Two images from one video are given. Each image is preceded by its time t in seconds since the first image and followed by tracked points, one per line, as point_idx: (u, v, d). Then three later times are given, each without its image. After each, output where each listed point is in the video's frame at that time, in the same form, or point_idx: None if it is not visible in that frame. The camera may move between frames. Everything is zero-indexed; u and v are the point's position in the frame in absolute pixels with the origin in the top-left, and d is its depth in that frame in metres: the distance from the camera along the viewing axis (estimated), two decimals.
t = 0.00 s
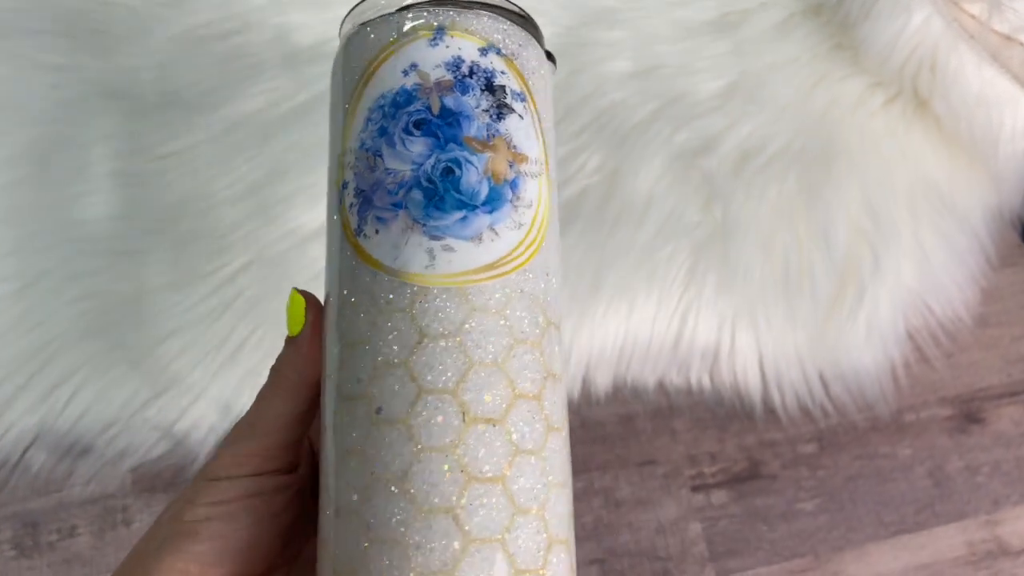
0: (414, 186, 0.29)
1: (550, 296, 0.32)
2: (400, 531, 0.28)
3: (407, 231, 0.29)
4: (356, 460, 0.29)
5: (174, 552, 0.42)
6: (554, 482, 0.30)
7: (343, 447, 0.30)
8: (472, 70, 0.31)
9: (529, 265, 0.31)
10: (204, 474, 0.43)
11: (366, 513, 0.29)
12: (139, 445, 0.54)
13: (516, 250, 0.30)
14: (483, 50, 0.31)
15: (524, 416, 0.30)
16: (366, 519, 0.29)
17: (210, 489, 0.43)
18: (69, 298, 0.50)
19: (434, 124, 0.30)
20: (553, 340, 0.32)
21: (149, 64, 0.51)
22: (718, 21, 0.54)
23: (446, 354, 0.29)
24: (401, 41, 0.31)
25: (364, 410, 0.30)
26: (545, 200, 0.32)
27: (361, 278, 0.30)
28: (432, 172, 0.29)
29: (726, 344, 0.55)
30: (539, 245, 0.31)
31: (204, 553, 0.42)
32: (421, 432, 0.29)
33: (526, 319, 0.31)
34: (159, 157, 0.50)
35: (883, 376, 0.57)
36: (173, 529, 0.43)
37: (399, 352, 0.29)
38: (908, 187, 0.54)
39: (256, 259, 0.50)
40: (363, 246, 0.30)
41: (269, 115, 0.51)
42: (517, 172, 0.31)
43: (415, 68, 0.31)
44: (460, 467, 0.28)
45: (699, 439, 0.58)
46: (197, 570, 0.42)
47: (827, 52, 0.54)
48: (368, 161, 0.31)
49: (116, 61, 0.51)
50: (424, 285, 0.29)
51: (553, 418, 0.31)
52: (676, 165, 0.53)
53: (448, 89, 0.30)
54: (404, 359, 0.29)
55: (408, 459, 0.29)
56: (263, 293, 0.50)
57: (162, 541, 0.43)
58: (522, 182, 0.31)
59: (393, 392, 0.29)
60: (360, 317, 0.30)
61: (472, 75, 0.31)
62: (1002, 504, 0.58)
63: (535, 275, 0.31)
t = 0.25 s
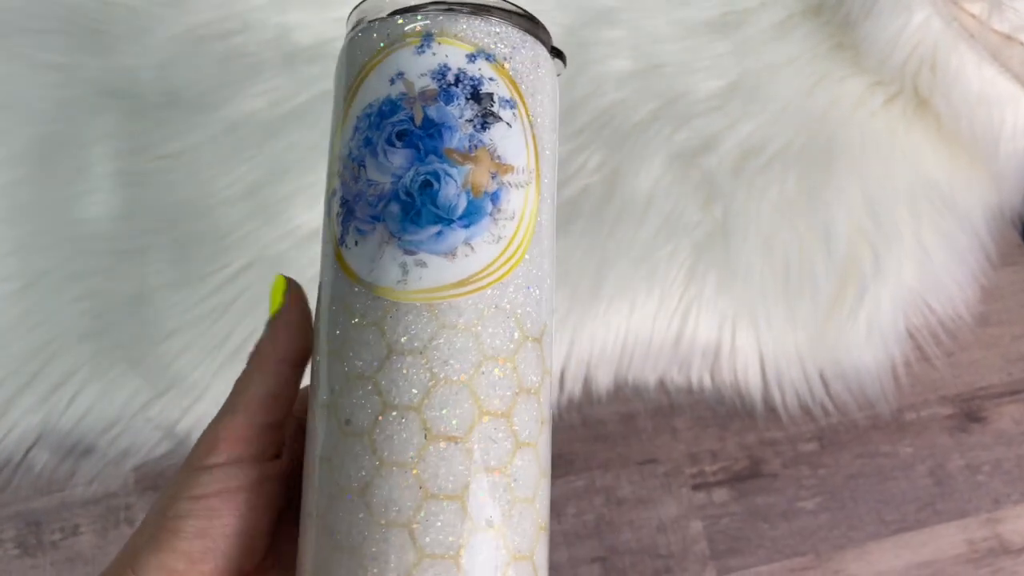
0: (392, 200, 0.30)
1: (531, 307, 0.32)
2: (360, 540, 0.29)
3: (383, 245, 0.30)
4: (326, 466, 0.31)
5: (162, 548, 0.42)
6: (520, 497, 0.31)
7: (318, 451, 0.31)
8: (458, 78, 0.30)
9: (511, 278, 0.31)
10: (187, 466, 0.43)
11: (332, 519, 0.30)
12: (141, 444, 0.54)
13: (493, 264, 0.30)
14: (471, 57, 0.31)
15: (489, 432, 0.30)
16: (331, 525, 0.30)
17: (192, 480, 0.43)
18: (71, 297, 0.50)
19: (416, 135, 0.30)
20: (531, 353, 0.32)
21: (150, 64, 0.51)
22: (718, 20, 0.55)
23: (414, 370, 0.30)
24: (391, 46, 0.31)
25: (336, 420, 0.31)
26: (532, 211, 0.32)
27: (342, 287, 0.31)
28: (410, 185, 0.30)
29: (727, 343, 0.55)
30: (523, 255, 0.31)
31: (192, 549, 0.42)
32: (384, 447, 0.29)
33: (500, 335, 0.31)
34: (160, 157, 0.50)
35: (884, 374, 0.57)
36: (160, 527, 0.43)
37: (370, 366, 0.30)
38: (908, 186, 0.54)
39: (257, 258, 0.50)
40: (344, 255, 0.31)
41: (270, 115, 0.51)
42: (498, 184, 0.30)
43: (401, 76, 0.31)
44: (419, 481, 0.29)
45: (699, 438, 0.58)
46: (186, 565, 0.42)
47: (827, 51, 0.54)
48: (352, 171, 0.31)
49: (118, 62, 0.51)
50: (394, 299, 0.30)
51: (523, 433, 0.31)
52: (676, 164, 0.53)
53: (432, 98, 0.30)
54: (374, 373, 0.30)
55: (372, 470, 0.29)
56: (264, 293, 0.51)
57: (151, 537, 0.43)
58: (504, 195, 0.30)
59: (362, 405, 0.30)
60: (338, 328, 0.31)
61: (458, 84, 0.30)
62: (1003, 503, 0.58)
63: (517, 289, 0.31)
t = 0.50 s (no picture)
0: (383, 198, 0.30)
1: (536, 301, 0.32)
2: (370, 554, 0.30)
3: (377, 246, 0.30)
4: (333, 479, 0.31)
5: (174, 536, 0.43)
6: (530, 500, 0.31)
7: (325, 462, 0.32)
8: (447, 60, 0.30)
9: (513, 273, 0.31)
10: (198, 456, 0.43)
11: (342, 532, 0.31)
12: (141, 444, 0.54)
13: (493, 259, 0.30)
14: (460, 35, 0.30)
15: (494, 438, 0.30)
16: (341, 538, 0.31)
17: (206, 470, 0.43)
18: (72, 297, 0.50)
19: (405, 126, 0.30)
20: (537, 351, 0.32)
21: (151, 63, 0.51)
22: (720, 18, 0.54)
23: (413, 379, 0.30)
24: (372, 28, 0.31)
25: (339, 432, 0.31)
26: (532, 198, 0.31)
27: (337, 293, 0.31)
28: (402, 181, 0.29)
29: (729, 341, 0.55)
30: (524, 246, 0.31)
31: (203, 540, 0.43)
32: (388, 459, 0.30)
33: (502, 336, 0.31)
34: (161, 156, 0.50)
35: (886, 373, 0.57)
36: (169, 518, 0.43)
37: (370, 377, 0.30)
38: (910, 184, 0.54)
39: (258, 258, 0.50)
40: (338, 257, 0.31)
41: (271, 114, 0.51)
42: (495, 174, 0.30)
43: (386, 60, 0.30)
44: (425, 493, 0.29)
45: (702, 437, 0.57)
46: (200, 555, 0.43)
47: (829, 49, 0.54)
48: (342, 166, 0.31)
49: (118, 61, 0.51)
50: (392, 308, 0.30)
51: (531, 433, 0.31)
52: (678, 162, 0.52)
53: (420, 84, 0.30)
54: (373, 384, 0.30)
55: (377, 483, 0.30)
56: (265, 292, 0.50)
57: (158, 529, 0.43)
58: (501, 184, 0.30)
59: (364, 417, 0.30)
60: (337, 336, 0.31)
61: (447, 66, 0.30)
62: (1007, 502, 0.58)
63: (519, 284, 0.31)
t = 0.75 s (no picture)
0: (386, 191, 0.29)
1: (561, 272, 0.32)
2: (444, 563, 0.31)
3: (389, 245, 0.29)
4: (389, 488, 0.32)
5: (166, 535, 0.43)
6: (587, 477, 0.32)
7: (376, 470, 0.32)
8: (428, 30, 0.29)
9: (536, 250, 0.31)
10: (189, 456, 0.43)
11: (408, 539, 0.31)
12: (145, 442, 0.54)
13: (512, 238, 0.30)
14: None
15: (544, 426, 0.31)
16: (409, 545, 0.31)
17: (195, 472, 0.42)
18: (75, 297, 0.50)
19: (395, 110, 0.29)
20: (573, 323, 0.32)
21: (152, 62, 0.51)
22: (721, 16, 0.54)
23: (454, 380, 0.30)
24: (337, 5, 0.29)
25: (384, 441, 0.31)
26: (541, 161, 0.31)
27: (357, 297, 0.31)
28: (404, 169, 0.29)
29: (731, 340, 0.55)
30: (543, 217, 0.31)
31: (196, 538, 0.43)
32: (444, 463, 0.30)
33: (534, 319, 0.31)
34: (163, 155, 0.50)
35: (889, 371, 0.57)
36: (162, 517, 0.43)
37: (407, 383, 0.30)
38: (912, 181, 0.54)
39: (261, 257, 0.50)
40: (346, 260, 0.31)
41: (271, 112, 0.51)
42: (500, 147, 0.29)
43: (361, 39, 0.29)
44: (490, 496, 0.30)
45: (704, 436, 0.58)
46: (191, 554, 0.43)
47: (831, 47, 0.54)
48: (333, 162, 0.30)
49: (119, 59, 0.51)
50: (423, 311, 0.30)
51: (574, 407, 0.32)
52: (680, 161, 0.53)
53: (404, 61, 0.29)
54: (412, 390, 0.30)
55: (438, 492, 0.30)
56: (268, 290, 0.51)
57: (150, 527, 0.43)
58: (508, 156, 0.30)
59: (408, 423, 0.30)
60: (364, 343, 0.31)
61: (429, 37, 0.29)
62: (1008, 500, 0.58)
63: (544, 259, 0.31)
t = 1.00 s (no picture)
0: (382, 195, 0.28)
1: (568, 267, 0.32)
2: None
3: (390, 253, 0.28)
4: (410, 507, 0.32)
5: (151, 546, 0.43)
6: (611, 477, 0.33)
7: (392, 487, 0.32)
8: (412, 18, 0.28)
9: (542, 248, 0.30)
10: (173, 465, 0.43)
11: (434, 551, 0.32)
12: (146, 441, 0.54)
13: (516, 235, 0.29)
14: None
15: (566, 430, 0.31)
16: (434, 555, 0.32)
17: (179, 480, 0.43)
18: (74, 296, 0.50)
19: (384, 107, 0.28)
20: (586, 317, 0.32)
21: (151, 60, 0.50)
22: (723, 14, 0.54)
23: (471, 397, 0.30)
24: None
25: (399, 458, 0.31)
26: (539, 148, 0.30)
27: (356, 311, 0.30)
28: (400, 171, 0.28)
29: (732, 338, 0.55)
30: (546, 208, 0.31)
31: (180, 548, 0.43)
32: (467, 479, 0.30)
33: (546, 321, 0.30)
34: (162, 153, 0.50)
35: (890, 370, 0.57)
36: (146, 526, 0.44)
37: (421, 401, 0.30)
38: (913, 181, 0.54)
39: (260, 256, 0.50)
40: (342, 271, 0.30)
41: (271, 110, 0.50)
42: (498, 138, 0.29)
43: (338, 31, 0.28)
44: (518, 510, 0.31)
45: (705, 435, 0.57)
46: (176, 566, 0.43)
47: (833, 46, 0.54)
48: (318, 167, 0.29)
49: (118, 58, 0.50)
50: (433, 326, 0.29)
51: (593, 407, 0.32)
52: (681, 160, 0.52)
53: (389, 53, 0.28)
54: (426, 406, 0.30)
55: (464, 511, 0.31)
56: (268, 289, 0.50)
57: (134, 537, 0.44)
58: (507, 147, 0.29)
59: (424, 440, 0.30)
60: (368, 358, 0.30)
61: (414, 25, 0.28)
62: (1010, 499, 0.58)
63: (552, 253, 0.31)
